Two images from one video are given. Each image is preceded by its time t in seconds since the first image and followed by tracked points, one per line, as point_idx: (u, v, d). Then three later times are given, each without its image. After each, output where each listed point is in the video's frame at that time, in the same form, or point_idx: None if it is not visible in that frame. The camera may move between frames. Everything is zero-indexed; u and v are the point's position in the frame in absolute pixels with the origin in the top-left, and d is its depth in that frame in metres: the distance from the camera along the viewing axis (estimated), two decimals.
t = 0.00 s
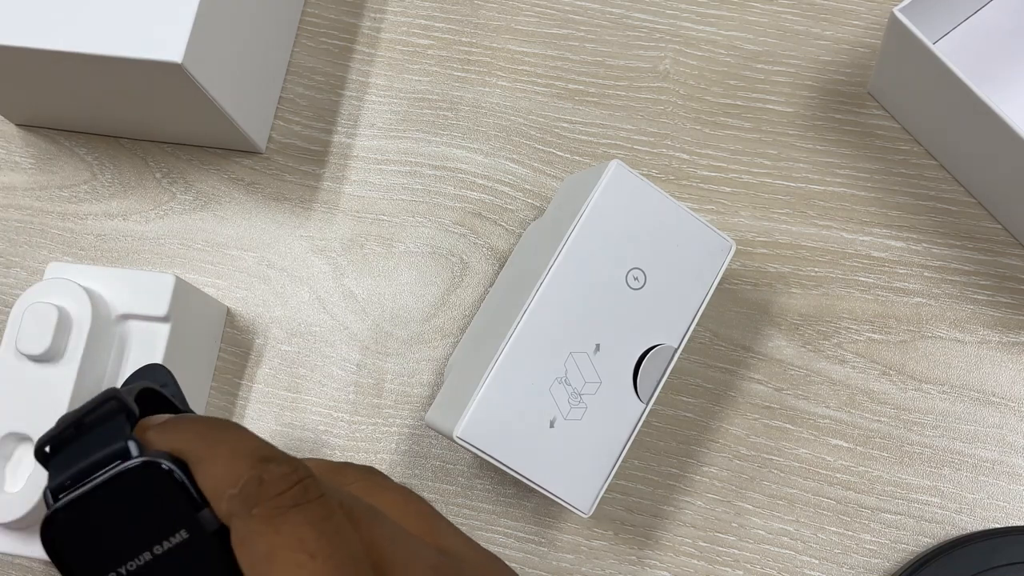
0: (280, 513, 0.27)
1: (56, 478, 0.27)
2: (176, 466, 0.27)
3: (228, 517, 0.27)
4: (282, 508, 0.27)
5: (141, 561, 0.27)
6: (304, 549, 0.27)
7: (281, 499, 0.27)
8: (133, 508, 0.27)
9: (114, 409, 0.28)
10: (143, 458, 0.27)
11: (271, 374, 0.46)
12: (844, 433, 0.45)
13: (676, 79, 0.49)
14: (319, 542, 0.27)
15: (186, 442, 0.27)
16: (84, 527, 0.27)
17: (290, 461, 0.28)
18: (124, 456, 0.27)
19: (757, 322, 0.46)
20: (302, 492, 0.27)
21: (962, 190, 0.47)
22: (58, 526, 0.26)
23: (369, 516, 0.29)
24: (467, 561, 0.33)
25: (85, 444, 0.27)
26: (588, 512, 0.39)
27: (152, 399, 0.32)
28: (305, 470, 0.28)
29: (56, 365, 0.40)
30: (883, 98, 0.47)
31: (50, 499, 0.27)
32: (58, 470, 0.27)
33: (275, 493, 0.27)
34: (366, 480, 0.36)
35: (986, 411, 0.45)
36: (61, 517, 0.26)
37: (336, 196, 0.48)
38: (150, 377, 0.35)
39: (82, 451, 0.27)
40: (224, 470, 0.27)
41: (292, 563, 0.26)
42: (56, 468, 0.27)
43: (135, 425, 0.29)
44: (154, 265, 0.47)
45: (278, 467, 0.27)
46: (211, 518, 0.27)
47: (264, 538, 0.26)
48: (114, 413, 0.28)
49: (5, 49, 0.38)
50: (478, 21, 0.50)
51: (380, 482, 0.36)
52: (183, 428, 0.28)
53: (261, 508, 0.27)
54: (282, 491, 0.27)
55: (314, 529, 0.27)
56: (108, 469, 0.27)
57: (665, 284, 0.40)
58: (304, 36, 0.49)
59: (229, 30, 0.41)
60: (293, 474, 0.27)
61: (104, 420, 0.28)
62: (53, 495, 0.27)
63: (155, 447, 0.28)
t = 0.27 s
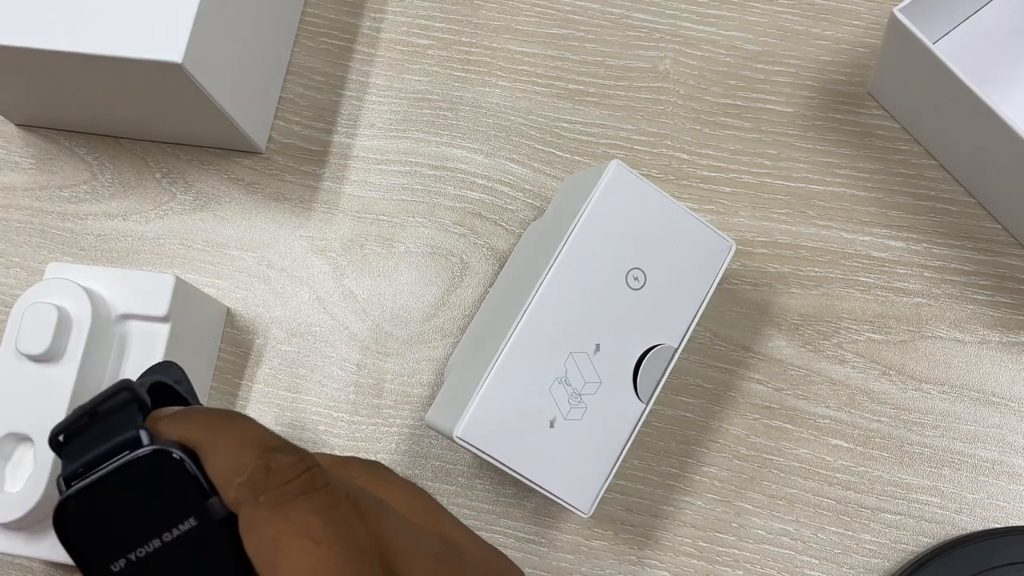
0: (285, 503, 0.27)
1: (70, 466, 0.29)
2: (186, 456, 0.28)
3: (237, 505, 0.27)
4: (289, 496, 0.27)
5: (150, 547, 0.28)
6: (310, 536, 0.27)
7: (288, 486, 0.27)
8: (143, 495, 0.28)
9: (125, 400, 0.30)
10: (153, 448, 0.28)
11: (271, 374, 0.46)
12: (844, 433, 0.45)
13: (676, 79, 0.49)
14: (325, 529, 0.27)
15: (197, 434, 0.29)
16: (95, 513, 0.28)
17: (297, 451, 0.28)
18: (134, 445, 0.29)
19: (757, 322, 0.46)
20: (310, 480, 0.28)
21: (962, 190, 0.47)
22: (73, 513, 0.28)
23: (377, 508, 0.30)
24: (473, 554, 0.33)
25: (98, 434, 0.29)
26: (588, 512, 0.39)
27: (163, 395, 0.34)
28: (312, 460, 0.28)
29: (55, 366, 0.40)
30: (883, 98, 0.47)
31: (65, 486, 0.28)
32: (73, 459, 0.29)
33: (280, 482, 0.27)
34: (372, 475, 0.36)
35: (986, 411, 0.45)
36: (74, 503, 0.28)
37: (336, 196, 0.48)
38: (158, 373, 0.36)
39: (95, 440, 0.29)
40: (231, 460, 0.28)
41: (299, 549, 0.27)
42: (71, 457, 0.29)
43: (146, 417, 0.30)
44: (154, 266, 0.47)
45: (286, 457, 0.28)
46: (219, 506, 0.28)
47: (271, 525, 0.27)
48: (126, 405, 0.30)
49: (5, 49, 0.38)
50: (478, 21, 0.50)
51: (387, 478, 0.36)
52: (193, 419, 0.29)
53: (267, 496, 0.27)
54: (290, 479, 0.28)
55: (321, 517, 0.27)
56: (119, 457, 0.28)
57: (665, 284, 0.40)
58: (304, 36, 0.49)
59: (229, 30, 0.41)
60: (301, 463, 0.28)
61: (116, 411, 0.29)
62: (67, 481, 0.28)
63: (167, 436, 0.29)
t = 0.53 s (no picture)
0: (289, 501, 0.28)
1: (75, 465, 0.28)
2: (193, 454, 0.28)
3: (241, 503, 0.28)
4: (293, 494, 0.28)
5: (156, 545, 0.28)
6: (313, 533, 0.27)
7: (292, 485, 0.28)
8: (148, 494, 0.28)
9: (132, 399, 0.30)
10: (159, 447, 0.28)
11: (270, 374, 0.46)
12: (844, 433, 0.45)
13: (676, 79, 0.49)
14: (329, 527, 0.28)
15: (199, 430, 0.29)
16: (101, 510, 0.28)
17: (301, 449, 0.29)
18: (140, 444, 0.29)
19: (758, 322, 0.46)
20: (313, 478, 0.28)
21: (962, 190, 0.47)
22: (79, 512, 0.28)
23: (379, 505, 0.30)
24: (476, 554, 0.33)
25: (104, 433, 0.29)
26: (588, 512, 0.39)
27: (168, 392, 0.34)
28: (316, 458, 0.29)
29: (55, 366, 0.40)
30: (882, 98, 0.47)
31: (70, 485, 0.28)
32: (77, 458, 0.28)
33: (284, 481, 0.28)
34: (375, 472, 0.36)
35: (986, 411, 0.45)
36: (80, 502, 0.28)
37: (336, 196, 0.48)
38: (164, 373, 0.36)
39: (101, 439, 0.29)
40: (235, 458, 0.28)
41: (303, 546, 0.27)
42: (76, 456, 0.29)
43: (152, 415, 0.30)
44: (154, 265, 0.47)
45: (289, 455, 0.28)
46: (224, 503, 0.28)
47: (275, 522, 0.27)
48: (132, 403, 0.30)
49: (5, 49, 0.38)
50: (478, 21, 0.50)
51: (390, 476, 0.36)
52: (199, 416, 0.29)
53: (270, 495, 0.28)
54: (293, 477, 0.28)
55: (325, 514, 0.28)
56: (125, 456, 0.28)
57: (665, 284, 0.40)
58: (304, 36, 0.49)
59: (229, 31, 0.41)
60: (305, 461, 0.28)
61: (122, 410, 0.29)
62: (73, 480, 0.28)
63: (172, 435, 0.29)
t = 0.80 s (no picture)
0: (289, 506, 0.27)
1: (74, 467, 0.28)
2: (191, 457, 0.28)
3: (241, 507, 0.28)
4: (293, 498, 0.27)
5: (155, 548, 0.28)
6: (314, 538, 0.27)
7: (293, 488, 0.28)
8: (148, 495, 0.28)
9: (131, 401, 0.30)
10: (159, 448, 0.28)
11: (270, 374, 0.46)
12: (844, 433, 0.45)
13: (676, 79, 0.49)
14: (329, 531, 0.27)
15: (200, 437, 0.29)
16: (101, 512, 0.28)
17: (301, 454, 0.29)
18: (139, 446, 0.29)
19: (758, 322, 0.46)
20: (313, 483, 0.28)
21: (962, 190, 0.47)
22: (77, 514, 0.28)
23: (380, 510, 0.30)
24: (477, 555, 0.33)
25: (103, 434, 0.29)
26: (588, 512, 0.39)
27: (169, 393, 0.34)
28: (316, 462, 0.29)
29: (55, 366, 0.40)
30: (883, 98, 0.47)
31: (68, 487, 0.28)
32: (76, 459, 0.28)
33: (284, 485, 0.28)
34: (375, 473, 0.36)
35: (986, 411, 0.45)
36: (78, 505, 0.28)
37: (336, 196, 0.48)
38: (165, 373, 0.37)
39: (100, 441, 0.29)
40: (234, 462, 0.28)
41: (302, 551, 0.27)
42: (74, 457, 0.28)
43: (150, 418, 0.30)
44: (154, 266, 0.47)
45: (290, 460, 0.28)
46: (224, 507, 0.28)
47: (274, 527, 0.27)
48: (131, 406, 0.30)
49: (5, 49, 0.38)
50: (478, 20, 0.50)
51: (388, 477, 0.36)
52: (199, 421, 0.29)
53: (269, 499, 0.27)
54: (293, 481, 0.28)
55: (325, 518, 0.27)
56: (125, 458, 0.28)
57: (665, 284, 0.40)
58: (305, 36, 0.49)
59: (229, 31, 0.41)
60: (305, 465, 0.28)
61: (121, 412, 0.29)
62: (71, 483, 0.28)
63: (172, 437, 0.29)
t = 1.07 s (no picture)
0: (274, 518, 0.26)
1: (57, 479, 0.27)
2: (175, 469, 0.27)
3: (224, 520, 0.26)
4: (278, 510, 0.26)
5: (140, 562, 0.27)
6: (300, 551, 0.26)
7: (277, 501, 0.26)
8: (134, 508, 0.27)
9: (116, 411, 0.29)
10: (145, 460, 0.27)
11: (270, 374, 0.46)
12: (844, 432, 0.45)
13: (676, 79, 0.49)
14: (315, 543, 0.26)
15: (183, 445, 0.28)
16: (83, 527, 0.27)
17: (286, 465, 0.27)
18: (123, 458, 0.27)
19: (758, 322, 0.46)
20: (298, 493, 0.27)
21: (962, 190, 0.47)
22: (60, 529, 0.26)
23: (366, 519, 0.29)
24: (470, 559, 0.33)
25: (87, 445, 0.28)
26: (588, 512, 0.39)
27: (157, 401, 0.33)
28: (303, 472, 0.28)
29: (54, 366, 0.40)
30: (882, 98, 0.47)
31: (50, 500, 0.27)
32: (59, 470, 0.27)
33: (269, 497, 0.26)
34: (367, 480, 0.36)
35: (986, 411, 0.45)
36: (60, 519, 0.26)
37: (336, 196, 0.48)
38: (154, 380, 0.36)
39: (83, 452, 0.28)
40: (218, 472, 0.27)
41: (289, 564, 0.26)
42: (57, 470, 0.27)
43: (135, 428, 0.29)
44: (154, 266, 0.47)
45: (276, 470, 0.27)
46: (208, 519, 0.27)
47: (260, 539, 0.26)
48: (114, 416, 0.29)
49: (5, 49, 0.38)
50: (478, 20, 0.50)
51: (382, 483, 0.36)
52: (184, 430, 0.28)
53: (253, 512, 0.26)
54: (278, 493, 0.27)
55: (311, 530, 0.27)
56: (109, 470, 0.27)
57: (665, 284, 0.40)
58: (305, 36, 0.49)
59: (229, 31, 0.41)
60: (291, 475, 0.27)
61: (107, 421, 0.28)
62: (54, 496, 0.27)
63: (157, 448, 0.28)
